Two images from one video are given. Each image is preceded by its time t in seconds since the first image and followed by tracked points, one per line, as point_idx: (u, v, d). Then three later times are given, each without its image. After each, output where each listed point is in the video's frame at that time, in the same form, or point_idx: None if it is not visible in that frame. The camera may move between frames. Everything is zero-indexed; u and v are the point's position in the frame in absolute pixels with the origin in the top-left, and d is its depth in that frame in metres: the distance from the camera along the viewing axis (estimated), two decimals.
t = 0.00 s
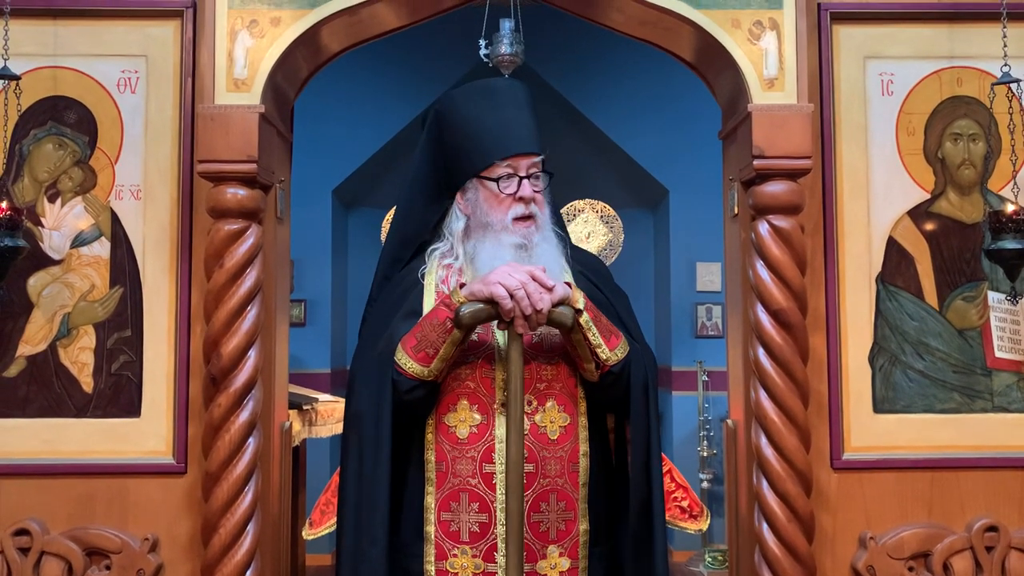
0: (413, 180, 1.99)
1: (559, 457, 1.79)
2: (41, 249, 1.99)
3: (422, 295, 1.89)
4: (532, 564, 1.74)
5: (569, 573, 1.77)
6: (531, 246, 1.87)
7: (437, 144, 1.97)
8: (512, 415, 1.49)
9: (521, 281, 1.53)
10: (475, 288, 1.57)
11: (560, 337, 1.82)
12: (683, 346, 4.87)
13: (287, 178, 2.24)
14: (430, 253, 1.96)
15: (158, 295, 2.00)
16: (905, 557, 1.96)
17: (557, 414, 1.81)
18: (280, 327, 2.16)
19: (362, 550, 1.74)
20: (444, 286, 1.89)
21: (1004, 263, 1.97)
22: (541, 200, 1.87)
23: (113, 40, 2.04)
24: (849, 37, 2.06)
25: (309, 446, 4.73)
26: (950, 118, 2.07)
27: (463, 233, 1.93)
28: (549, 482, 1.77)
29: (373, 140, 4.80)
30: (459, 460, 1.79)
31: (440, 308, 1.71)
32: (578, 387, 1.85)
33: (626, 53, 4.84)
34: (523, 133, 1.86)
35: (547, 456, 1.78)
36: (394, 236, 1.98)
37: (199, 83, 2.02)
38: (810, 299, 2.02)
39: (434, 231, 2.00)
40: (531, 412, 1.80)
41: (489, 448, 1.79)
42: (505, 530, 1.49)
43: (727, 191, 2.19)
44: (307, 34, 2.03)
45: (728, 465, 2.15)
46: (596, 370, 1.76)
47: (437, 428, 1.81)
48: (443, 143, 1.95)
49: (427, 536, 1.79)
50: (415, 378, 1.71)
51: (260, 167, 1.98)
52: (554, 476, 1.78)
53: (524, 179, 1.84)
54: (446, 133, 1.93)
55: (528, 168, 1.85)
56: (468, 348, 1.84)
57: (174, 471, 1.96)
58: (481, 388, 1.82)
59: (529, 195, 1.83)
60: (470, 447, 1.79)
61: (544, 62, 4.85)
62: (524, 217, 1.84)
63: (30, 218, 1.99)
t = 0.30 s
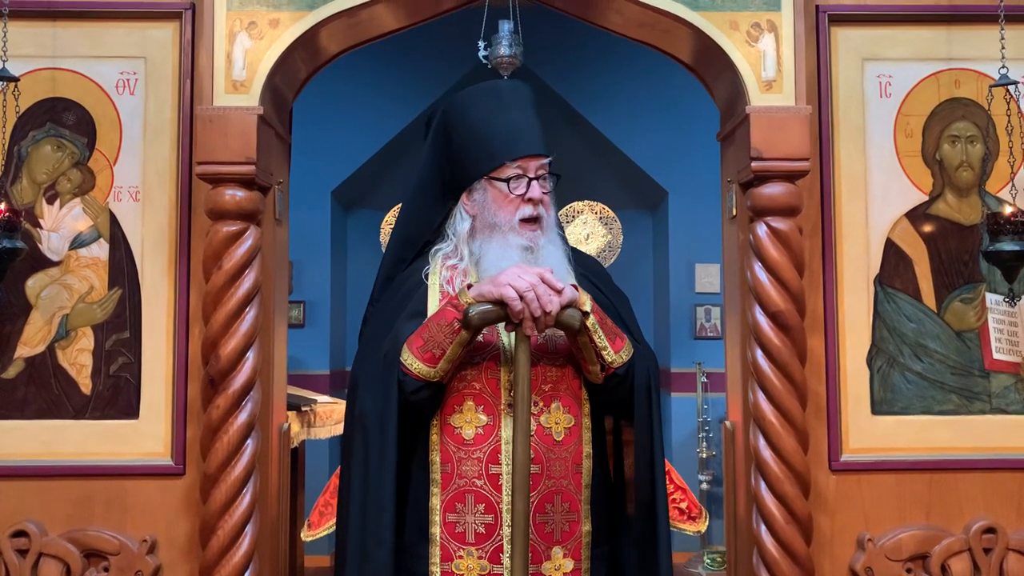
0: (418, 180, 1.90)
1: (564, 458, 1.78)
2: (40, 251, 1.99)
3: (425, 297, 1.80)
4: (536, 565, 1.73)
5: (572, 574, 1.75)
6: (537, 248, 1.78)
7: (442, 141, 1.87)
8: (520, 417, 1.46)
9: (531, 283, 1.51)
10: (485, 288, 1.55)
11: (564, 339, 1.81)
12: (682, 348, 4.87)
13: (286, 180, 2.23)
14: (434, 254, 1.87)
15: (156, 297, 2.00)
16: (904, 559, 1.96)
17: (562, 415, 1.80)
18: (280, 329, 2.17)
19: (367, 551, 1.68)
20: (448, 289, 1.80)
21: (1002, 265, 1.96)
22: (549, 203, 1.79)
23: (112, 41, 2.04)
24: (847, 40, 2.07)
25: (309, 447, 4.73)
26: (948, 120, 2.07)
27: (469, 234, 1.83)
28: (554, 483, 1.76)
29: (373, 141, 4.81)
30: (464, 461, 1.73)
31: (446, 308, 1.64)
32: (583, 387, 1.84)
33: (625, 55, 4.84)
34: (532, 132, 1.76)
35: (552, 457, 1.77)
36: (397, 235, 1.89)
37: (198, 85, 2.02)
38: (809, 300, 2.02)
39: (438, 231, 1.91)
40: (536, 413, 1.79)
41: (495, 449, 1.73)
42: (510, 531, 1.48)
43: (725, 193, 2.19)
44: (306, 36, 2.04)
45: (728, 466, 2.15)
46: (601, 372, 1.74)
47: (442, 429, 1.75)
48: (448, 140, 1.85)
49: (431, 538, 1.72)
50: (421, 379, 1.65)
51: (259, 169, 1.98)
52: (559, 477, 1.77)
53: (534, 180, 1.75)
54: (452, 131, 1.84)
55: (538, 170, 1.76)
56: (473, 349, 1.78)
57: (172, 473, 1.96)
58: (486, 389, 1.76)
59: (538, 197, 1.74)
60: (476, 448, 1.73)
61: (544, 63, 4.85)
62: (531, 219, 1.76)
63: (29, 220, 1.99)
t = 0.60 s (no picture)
0: (421, 180, 1.87)
1: (568, 458, 1.75)
2: (39, 251, 1.99)
3: (428, 297, 1.79)
4: (542, 565, 1.70)
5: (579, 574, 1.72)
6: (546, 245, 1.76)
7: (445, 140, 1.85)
8: (531, 415, 1.46)
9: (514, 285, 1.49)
10: (486, 282, 1.54)
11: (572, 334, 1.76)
12: (682, 349, 4.87)
13: (286, 180, 2.23)
14: (438, 255, 1.85)
15: (156, 297, 2.00)
16: (904, 560, 1.96)
17: (566, 415, 1.77)
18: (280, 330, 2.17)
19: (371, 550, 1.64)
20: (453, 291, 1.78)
21: (1002, 266, 1.95)
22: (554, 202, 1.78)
23: (112, 42, 2.04)
24: (847, 41, 2.07)
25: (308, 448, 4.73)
26: (947, 121, 2.07)
27: (474, 234, 1.82)
28: (559, 483, 1.74)
29: (373, 142, 4.81)
30: (469, 462, 1.69)
31: (447, 300, 1.61)
32: (587, 381, 1.80)
33: (624, 56, 4.85)
34: (535, 132, 1.75)
35: (557, 457, 1.75)
36: (400, 236, 1.86)
37: (197, 85, 2.02)
38: (809, 301, 2.02)
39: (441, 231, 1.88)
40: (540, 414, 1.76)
41: (501, 450, 1.69)
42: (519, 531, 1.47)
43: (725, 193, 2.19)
44: (306, 37, 2.04)
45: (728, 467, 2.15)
46: (612, 363, 1.70)
47: (447, 429, 1.71)
48: (451, 140, 1.84)
49: (436, 539, 1.68)
50: (419, 371, 1.63)
51: (259, 170, 1.98)
52: (564, 477, 1.74)
53: (540, 179, 1.75)
54: (457, 131, 1.82)
55: (544, 169, 1.76)
56: (476, 349, 1.73)
57: (172, 473, 1.96)
58: (491, 389, 1.71)
59: (544, 195, 1.74)
60: (481, 449, 1.69)
61: (544, 64, 4.85)
62: (539, 216, 1.74)
63: (29, 220, 1.99)
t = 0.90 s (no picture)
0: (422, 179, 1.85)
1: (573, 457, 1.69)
2: (39, 250, 1.99)
3: (431, 297, 1.76)
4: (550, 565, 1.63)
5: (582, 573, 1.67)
6: (547, 244, 1.75)
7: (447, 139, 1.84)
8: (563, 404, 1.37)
9: (522, 303, 1.42)
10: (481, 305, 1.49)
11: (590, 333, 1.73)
12: (682, 348, 4.87)
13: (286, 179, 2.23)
14: (439, 254, 1.84)
15: (156, 296, 2.00)
16: (904, 559, 1.96)
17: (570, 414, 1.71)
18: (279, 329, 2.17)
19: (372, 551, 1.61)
20: (455, 290, 1.77)
21: (1002, 265, 1.95)
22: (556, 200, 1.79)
23: (112, 41, 2.04)
24: (847, 40, 2.07)
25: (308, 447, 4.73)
26: (947, 120, 2.07)
27: (476, 233, 1.83)
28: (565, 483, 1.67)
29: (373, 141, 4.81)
30: (476, 462, 1.66)
31: (440, 315, 1.57)
32: (591, 384, 1.75)
33: (624, 55, 4.85)
34: (537, 130, 1.76)
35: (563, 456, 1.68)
36: (401, 236, 1.84)
37: (197, 84, 2.02)
38: (809, 300, 2.02)
39: (441, 231, 1.88)
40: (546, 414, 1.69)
41: (507, 449, 1.65)
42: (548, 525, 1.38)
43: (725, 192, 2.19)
44: (306, 35, 2.04)
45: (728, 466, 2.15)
46: (633, 362, 1.65)
47: (452, 429, 1.69)
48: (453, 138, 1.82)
49: (444, 539, 1.65)
50: (411, 386, 1.60)
51: (259, 168, 1.98)
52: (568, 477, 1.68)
53: (543, 177, 1.76)
54: (459, 129, 1.81)
55: (546, 166, 1.77)
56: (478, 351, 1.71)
57: (172, 472, 1.96)
58: (496, 389, 1.69)
59: (547, 193, 1.74)
60: (487, 448, 1.66)
61: (544, 64, 4.85)
62: (540, 214, 1.74)
63: (29, 219, 1.99)
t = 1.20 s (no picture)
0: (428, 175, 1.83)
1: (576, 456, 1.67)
2: (39, 248, 1.99)
3: (437, 295, 1.75)
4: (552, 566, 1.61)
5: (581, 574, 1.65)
6: (553, 241, 1.77)
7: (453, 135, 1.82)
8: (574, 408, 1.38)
9: (530, 304, 1.40)
10: (492, 308, 1.47)
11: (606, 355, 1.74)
12: (682, 346, 4.86)
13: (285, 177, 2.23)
14: (444, 251, 1.83)
15: (156, 294, 2.00)
16: (904, 557, 1.96)
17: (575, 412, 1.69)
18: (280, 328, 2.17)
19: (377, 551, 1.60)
20: (461, 286, 1.77)
21: (1003, 263, 1.97)
22: (561, 198, 1.80)
23: (111, 38, 2.03)
24: (848, 37, 2.06)
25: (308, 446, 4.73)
26: (949, 118, 2.07)
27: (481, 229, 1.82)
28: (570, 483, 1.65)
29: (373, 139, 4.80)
30: (480, 461, 1.66)
31: (450, 321, 1.56)
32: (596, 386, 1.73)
33: (625, 53, 4.84)
34: (543, 128, 1.76)
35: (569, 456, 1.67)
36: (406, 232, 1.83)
37: (197, 82, 2.02)
38: (809, 297, 2.02)
39: (445, 227, 1.87)
40: (553, 411, 1.66)
41: (511, 448, 1.66)
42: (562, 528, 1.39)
43: (726, 190, 2.19)
44: (306, 33, 2.03)
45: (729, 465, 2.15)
46: (644, 397, 1.68)
47: (456, 428, 1.68)
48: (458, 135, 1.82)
49: (447, 538, 1.65)
50: (417, 389, 1.60)
51: (258, 166, 1.97)
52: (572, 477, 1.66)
53: (548, 175, 1.76)
54: (464, 126, 1.81)
55: (552, 164, 1.77)
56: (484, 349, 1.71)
57: (172, 470, 1.96)
58: (502, 388, 1.68)
59: (552, 191, 1.76)
60: (491, 447, 1.66)
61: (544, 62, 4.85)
62: (546, 211, 1.76)
63: (28, 217, 1.99)
